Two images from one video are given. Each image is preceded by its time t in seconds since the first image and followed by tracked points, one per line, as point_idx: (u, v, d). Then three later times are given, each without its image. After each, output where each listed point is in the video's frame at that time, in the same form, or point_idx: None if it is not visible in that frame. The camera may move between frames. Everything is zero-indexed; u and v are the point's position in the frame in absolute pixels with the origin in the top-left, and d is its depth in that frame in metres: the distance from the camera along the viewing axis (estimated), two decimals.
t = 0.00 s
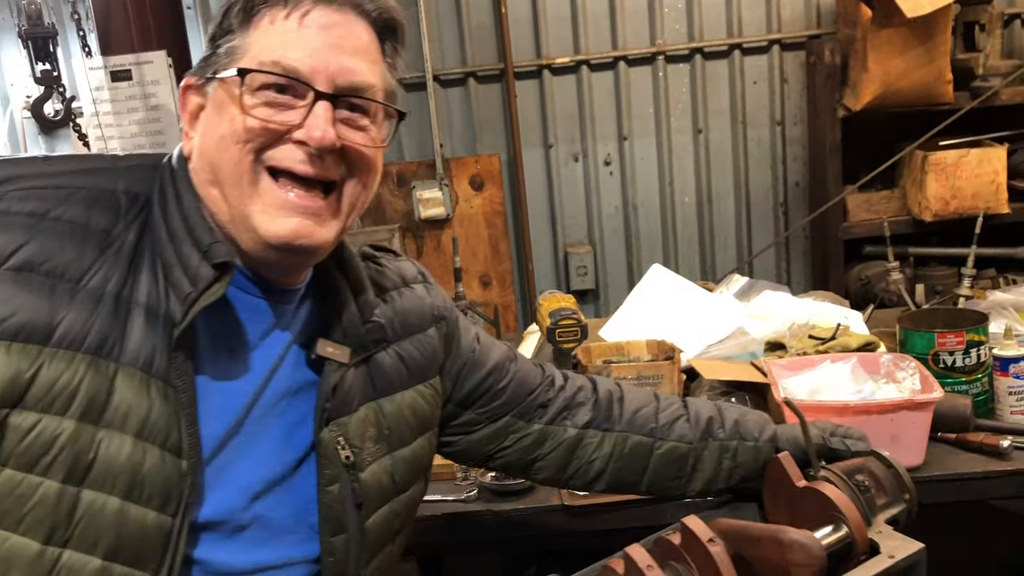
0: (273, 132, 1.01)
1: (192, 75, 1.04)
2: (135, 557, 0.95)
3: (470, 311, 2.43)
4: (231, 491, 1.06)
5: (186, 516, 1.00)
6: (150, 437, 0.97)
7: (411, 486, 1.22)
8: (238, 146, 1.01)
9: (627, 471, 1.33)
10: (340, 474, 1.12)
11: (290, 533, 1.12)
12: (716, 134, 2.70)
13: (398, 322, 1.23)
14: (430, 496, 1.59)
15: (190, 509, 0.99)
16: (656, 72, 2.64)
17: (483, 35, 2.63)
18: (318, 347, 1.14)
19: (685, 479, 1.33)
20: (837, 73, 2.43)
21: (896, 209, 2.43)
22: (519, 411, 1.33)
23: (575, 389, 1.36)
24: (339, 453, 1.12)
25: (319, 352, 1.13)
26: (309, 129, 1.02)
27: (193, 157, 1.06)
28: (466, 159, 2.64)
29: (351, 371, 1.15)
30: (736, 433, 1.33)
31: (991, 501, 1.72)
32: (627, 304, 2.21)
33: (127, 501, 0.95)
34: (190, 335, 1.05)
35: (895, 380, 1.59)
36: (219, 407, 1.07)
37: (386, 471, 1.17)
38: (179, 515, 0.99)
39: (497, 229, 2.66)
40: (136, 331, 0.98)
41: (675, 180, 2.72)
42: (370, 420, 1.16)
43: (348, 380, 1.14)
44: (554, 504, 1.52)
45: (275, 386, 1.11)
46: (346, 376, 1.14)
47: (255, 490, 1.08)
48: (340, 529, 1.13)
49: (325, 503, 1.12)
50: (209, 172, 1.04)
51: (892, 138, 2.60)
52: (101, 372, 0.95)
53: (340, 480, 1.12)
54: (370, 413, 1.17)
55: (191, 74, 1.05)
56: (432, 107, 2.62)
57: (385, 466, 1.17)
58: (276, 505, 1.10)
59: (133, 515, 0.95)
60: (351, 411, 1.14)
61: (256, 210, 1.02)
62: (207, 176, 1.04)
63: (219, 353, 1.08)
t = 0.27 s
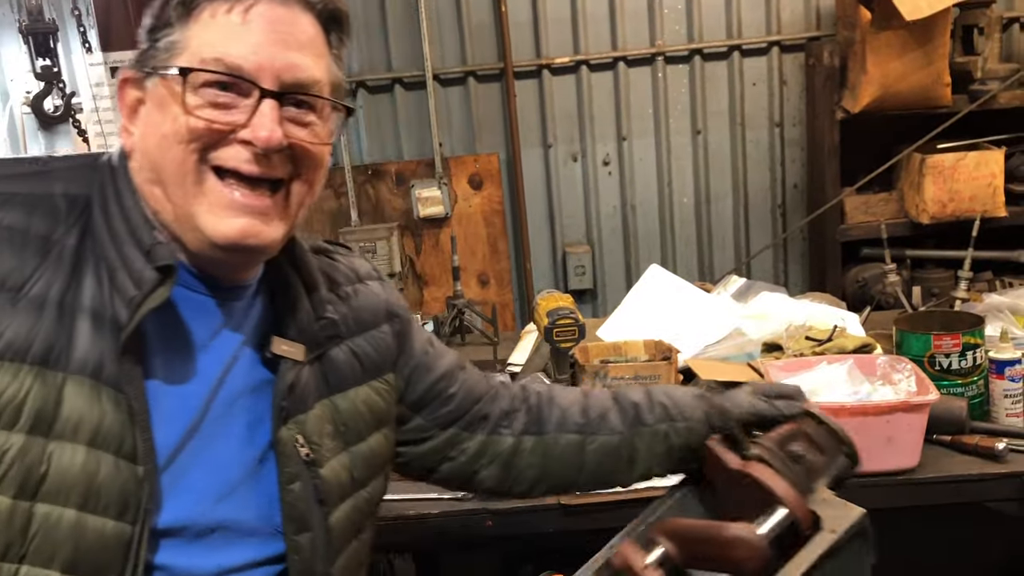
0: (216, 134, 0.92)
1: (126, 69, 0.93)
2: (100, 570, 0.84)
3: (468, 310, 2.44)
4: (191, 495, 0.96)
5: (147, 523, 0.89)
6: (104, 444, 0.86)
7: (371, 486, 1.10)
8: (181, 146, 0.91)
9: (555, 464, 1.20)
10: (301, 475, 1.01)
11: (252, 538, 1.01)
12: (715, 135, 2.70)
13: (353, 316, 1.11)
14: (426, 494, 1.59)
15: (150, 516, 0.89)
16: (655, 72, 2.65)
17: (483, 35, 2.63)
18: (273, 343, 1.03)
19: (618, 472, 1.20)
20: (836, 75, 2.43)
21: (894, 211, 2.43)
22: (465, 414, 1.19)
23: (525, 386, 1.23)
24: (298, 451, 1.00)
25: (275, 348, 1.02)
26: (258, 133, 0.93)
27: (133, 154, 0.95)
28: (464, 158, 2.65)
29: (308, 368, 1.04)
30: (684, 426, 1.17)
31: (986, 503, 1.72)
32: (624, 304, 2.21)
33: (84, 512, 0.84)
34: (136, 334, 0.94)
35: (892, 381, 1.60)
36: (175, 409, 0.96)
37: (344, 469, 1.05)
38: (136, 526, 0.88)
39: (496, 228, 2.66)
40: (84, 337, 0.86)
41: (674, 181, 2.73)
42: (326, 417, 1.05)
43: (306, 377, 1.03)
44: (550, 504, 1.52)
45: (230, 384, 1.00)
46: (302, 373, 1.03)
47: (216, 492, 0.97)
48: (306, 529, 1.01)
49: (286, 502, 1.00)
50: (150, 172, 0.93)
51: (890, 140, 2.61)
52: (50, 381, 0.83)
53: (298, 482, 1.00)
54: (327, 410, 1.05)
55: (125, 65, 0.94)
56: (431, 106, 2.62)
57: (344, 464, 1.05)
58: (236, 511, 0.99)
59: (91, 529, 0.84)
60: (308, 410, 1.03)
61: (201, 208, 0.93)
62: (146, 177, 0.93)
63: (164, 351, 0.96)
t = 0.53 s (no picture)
0: (183, 149, 0.82)
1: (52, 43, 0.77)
2: (37, 566, 0.73)
3: (469, 302, 2.44)
4: (112, 477, 0.83)
5: (80, 513, 0.78)
6: (18, 437, 0.73)
7: (296, 446, 1.00)
8: (149, 152, 0.80)
9: (453, 423, 1.09)
10: (231, 438, 0.89)
11: (185, 514, 0.89)
12: (718, 129, 2.70)
13: (259, 275, 1.01)
14: (426, 484, 1.60)
15: (83, 502, 0.77)
16: (659, 66, 2.64)
17: (487, 26, 2.63)
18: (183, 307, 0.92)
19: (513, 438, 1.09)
20: (840, 70, 2.42)
21: (897, 207, 2.43)
22: (381, 377, 1.08)
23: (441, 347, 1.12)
24: (221, 416, 0.89)
25: (188, 312, 0.91)
26: (241, 155, 0.87)
27: (45, 138, 0.80)
28: (467, 150, 2.64)
29: (219, 327, 0.93)
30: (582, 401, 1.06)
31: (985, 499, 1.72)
32: (624, 297, 2.21)
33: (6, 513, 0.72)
34: (27, 312, 0.80)
35: (892, 377, 1.60)
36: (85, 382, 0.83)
37: (269, 433, 0.94)
38: (69, 516, 0.77)
39: (497, 220, 2.66)
40: None
41: (676, 174, 2.72)
42: (245, 378, 0.94)
43: (222, 338, 0.92)
44: (550, 496, 1.52)
45: (137, 351, 0.88)
46: (217, 335, 0.92)
47: (138, 469, 0.85)
48: (240, 493, 0.90)
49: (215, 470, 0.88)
50: (89, 168, 0.80)
51: (894, 136, 2.60)
52: None
53: (229, 447, 0.89)
54: (245, 370, 0.94)
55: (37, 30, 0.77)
56: (434, 97, 2.61)
57: (267, 424, 0.94)
58: (163, 486, 0.86)
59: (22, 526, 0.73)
60: (227, 372, 0.91)
61: (155, 206, 0.83)
62: (81, 171, 0.80)
63: (57, 325, 0.82)
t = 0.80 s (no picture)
0: (93, 110, 0.81)
1: None
2: None
3: (468, 281, 2.43)
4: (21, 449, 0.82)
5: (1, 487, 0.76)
6: None
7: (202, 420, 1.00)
8: (53, 115, 0.78)
9: (308, 456, 1.05)
10: (144, 408, 0.89)
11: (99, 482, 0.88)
12: (721, 109, 2.68)
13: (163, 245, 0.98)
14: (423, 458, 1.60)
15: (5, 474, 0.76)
16: (662, 44, 2.62)
17: (489, 2, 2.60)
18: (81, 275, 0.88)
19: (342, 482, 1.04)
20: (845, 50, 2.40)
21: (900, 188, 2.42)
22: (267, 391, 1.06)
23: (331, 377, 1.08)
24: (132, 387, 0.88)
25: (87, 282, 0.88)
26: (144, 112, 0.86)
27: None
28: (467, 128, 2.62)
29: (126, 298, 0.91)
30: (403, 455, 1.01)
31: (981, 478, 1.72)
32: (625, 276, 2.19)
33: None
34: None
35: (892, 356, 1.58)
36: None
37: (178, 405, 0.94)
38: None
39: (498, 199, 2.64)
40: None
41: (678, 154, 2.70)
42: (150, 351, 0.93)
43: (128, 309, 0.91)
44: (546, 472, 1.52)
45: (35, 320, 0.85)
46: (122, 306, 0.90)
47: (43, 442, 0.84)
48: (154, 466, 0.89)
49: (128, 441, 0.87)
50: None
51: (898, 117, 2.58)
52: None
53: (145, 417, 0.89)
54: (151, 343, 0.93)
55: None
56: (434, 74, 2.59)
57: (177, 398, 0.94)
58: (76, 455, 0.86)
59: None
60: (135, 343, 0.91)
61: (59, 172, 0.81)
62: None
63: None
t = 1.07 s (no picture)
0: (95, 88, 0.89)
1: None
2: None
3: (461, 242, 2.41)
4: None
5: None
6: None
7: (171, 417, 1.12)
8: (60, 97, 0.87)
9: (275, 479, 1.22)
10: (110, 408, 0.98)
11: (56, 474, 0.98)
12: (718, 71, 2.65)
13: (146, 244, 1.10)
14: (414, 416, 1.59)
15: None
16: (659, 4, 2.59)
17: None
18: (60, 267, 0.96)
19: (294, 506, 1.21)
20: (843, 11, 2.37)
21: (896, 151, 2.40)
22: (242, 395, 1.23)
23: (307, 398, 1.26)
24: (102, 384, 0.97)
25: (63, 273, 0.96)
26: (147, 98, 0.94)
27: None
28: (461, 89, 2.59)
29: (100, 294, 1.01)
30: (346, 490, 1.16)
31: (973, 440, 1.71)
32: (619, 238, 2.17)
33: None
34: None
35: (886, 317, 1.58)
36: None
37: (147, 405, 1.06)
38: None
39: (492, 161, 2.62)
40: None
41: (674, 117, 2.68)
42: (123, 350, 1.04)
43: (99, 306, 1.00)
44: (536, 430, 1.51)
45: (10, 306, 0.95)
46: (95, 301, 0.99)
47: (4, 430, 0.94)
48: (118, 466, 0.98)
49: (94, 440, 0.96)
50: None
51: (896, 79, 2.55)
52: None
53: (111, 416, 0.98)
54: (124, 341, 1.05)
55: None
56: (428, 33, 2.56)
57: (146, 396, 1.07)
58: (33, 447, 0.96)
59: None
60: (107, 341, 1.01)
61: (58, 157, 0.90)
62: None
63: None
